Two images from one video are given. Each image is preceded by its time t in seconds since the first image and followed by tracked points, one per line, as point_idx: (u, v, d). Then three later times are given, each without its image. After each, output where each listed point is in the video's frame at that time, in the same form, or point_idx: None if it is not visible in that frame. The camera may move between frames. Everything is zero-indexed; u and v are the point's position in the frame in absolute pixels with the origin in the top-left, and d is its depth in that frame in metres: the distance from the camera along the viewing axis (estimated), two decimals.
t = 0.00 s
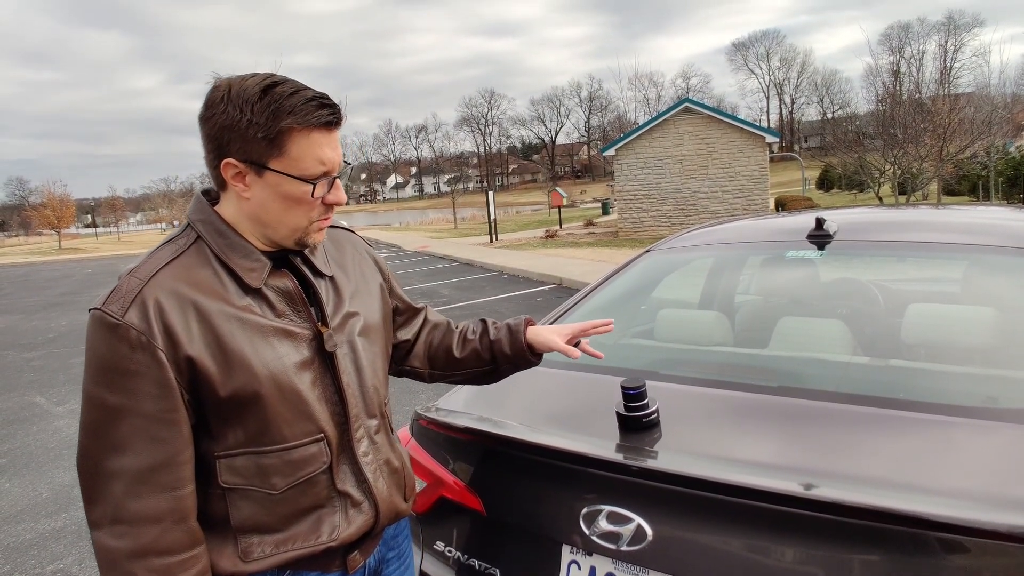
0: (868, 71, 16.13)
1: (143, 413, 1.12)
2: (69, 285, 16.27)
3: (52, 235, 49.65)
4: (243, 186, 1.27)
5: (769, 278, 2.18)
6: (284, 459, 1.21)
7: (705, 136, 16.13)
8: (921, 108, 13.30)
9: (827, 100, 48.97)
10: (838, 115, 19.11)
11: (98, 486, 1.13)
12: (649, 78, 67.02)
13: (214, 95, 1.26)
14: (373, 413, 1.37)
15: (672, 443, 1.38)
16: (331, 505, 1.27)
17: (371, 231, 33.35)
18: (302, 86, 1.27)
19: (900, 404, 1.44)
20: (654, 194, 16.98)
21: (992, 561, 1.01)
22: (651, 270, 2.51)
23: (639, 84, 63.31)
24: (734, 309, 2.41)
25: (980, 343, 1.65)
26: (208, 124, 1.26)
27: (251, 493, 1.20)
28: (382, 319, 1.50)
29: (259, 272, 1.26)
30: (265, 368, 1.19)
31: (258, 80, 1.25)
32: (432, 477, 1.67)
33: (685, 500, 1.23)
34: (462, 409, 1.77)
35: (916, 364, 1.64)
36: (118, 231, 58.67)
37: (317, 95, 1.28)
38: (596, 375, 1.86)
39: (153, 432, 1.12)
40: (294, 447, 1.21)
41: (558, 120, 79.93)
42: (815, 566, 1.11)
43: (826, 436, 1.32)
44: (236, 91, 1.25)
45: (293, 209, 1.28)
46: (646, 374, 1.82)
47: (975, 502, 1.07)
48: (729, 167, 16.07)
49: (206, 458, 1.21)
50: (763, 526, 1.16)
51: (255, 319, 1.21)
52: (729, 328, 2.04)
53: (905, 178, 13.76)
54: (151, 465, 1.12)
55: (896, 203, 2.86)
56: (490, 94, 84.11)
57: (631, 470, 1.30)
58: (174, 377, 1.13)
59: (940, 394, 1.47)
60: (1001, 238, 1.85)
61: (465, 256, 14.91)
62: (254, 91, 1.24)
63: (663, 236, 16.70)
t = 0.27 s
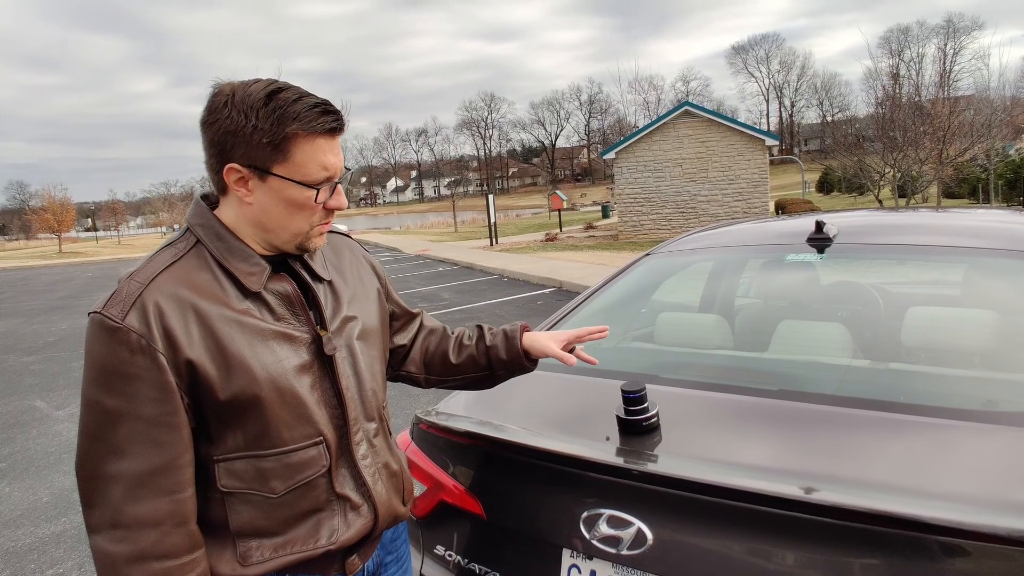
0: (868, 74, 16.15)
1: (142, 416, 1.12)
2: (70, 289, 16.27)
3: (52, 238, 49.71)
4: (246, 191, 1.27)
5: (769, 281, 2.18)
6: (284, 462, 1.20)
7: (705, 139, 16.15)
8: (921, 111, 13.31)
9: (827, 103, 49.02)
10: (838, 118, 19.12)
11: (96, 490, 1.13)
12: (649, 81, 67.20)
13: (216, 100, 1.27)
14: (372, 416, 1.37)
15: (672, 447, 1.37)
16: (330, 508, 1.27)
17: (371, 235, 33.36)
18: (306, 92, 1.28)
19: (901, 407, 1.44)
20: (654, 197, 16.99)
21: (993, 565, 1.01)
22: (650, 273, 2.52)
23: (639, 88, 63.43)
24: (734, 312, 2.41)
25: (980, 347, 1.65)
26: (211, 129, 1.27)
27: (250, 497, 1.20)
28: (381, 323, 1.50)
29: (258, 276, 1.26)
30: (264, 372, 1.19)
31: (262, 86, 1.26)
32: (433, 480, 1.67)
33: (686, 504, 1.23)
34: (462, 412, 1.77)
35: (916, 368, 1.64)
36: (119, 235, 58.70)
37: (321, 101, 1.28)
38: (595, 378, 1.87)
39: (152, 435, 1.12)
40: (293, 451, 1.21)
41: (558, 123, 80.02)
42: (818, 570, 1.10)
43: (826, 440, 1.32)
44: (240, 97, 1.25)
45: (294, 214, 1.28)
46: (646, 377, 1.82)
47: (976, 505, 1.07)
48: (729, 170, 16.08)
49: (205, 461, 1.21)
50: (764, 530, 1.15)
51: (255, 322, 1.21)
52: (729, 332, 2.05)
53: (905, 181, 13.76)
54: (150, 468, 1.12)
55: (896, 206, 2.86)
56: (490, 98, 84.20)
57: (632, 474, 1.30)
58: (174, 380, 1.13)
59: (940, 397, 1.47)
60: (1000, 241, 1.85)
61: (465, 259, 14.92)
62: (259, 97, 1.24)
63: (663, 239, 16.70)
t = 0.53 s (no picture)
0: (868, 75, 16.16)
1: (140, 417, 1.11)
2: (70, 291, 16.26)
3: (52, 240, 49.73)
4: (244, 192, 1.27)
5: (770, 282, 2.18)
6: (282, 463, 1.20)
7: (705, 141, 16.16)
8: (921, 113, 13.31)
9: (826, 104, 49.05)
10: (838, 119, 19.13)
11: (94, 491, 1.13)
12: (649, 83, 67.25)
13: (215, 101, 1.26)
14: (370, 417, 1.37)
15: (673, 449, 1.37)
16: (329, 509, 1.26)
17: (371, 236, 33.34)
18: (304, 93, 1.27)
19: (902, 408, 1.43)
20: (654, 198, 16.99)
21: (996, 567, 1.00)
22: (651, 274, 2.51)
23: (638, 89, 63.48)
24: (734, 314, 2.41)
25: (981, 348, 1.65)
26: (210, 130, 1.26)
27: (249, 498, 1.19)
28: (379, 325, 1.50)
29: (257, 277, 1.26)
30: (263, 372, 1.19)
31: (261, 87, 1.25)
32: (433, 482, 1.66)
33: (686, 506, 1.23)
34: (462, 414, 1.77)
35: (917, 369, 1.64)
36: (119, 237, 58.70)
37: (319, 102, 1.28)
38: (595, 380, 1.86)
39: (151, 436, 1.12)
40: (292, 451, 1.21)
41: (558, 125, 80.08)
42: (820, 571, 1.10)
43: (827, 442, 1.32)
44: (239, 97, 1.25)
45: (293, 215, 1.28)
46: (647, 379, 1.81)
47: (978, 506, 1.07)
48: (729, 172, 16.08)
49: (203, 463, 1.20)
50: (765, 531, 1.15)
51: (254, 323, 1.21)
52: (730, 333, 2.04)
53: (904, 182, 13.76)
54: (149, 469, 1.12)
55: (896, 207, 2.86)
56: (490, 100, 84.23)
57: (633, 476, 1.29)
58: (172, 381, 1.12)
59: (941, 398, 1.47)
60: (1001, 241, 1.85)
61: (465, 261, 14.92)
62: (258, 98, 1.24)
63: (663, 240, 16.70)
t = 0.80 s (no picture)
0: (868, 75, 16.16)
1: (138, 415, 1.11)
2: (70, 292, 16.26)
3: (53, 241, 49.77)
4: (241, 191, 1.27)
5: (771, 282, 2.17)
6: (279, 462, 1.20)
7: (705, 141, 16.16)
8: (921, 112, 13.31)
9: (826, 104, 49.05)
10: (838, 119, 19.13)
11: (92, 490, 1.12)
12: (649, 83, 67.27)
13: (213, 101, 1.26)
14: (368, 417, 1.37)
15: (675, 449, 1.36)
16: (326, 508, 1.26)
17: (371, 236, 33.34)
18: (301, 93, 1.27)
19: (902, 408, 1.43)
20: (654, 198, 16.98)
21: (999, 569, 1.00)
22: (651, 274, 2.51)
23: (638, 89, 63.49)
24: (735, 315, 2.41)
25: (982, 348, 1.64)
26: (206, 129, 1.26)
27: (246, 497, 1.19)
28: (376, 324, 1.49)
29: (254, 275, 1.25)
30: (260, 371, 1.19)
31: (257, 87, 1.25)
32: (433, 483, 1.66)
33: (687, 507, 1.22)
34: (462, 414, 1.76)
35: (919, 369, 1.63)
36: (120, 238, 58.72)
37: (316, 102, 1.28)
38: (596, 380, 1.86)
39: (148, 434, 1.11)
40: (289, 450, 1.20)
41: (558, 125, 80.09)
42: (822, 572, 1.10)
43: (828, 442, 1.31)
44: (236, 97, 1.24)
45: (291, 213, 1.28)
46: (647, 379, 1.81)
47: (980, 507, 1.06)
48: (729, 171, 16.08)
49: (200, 462, 1.20)
50: (766, 531, 1.14)
51: (251, 322, 1.21)
52: (730, 333, 2.04)
53: (905, 182, 13.75)
54: (147, 468, 1.11)
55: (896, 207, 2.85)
56: (490, 100, 84.25)
57: (634, 477, 1.29)
58: (169, 379, 1.12)
59: (942, 398, 1.46)
60: (1001, 241, 1.84)
61: (466, 261, 14.92)
62: (254, 97, 1.23)
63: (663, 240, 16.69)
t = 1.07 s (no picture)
0: (868, 75, 16.14)
1: (135, 413, 1.11)
2: (70, 292, 16.26)
3: (53, 241, 49.76)
4: (240, 190, 1.26)
5: (771, 282, 2.17)
6: (276, 460, 1.19)
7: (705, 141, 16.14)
8: (921, 112, 13.29)
9: (827, 103, 49.07)
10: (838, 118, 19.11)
11: (90, 486, 1.12)
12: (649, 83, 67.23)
13: (211, 101, 1.26)
14: (365, 416, 1.36)
15: (676, 450, 1.36)
16: (322, 507, 1.26)
17: (372, 236, 33.32)
18: (298, 93, 1.27)
19: (903, 408, 1.43)
20: (655, 198, 16.98)
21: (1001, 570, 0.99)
22: (651, 274, 2.50)
23: (638, 89, 63.46)
24: (735, 314, 2.41)
25: (984, 348, 1.64)
26: (205, 129, 1.26)
27: (242, 495, 1.19)
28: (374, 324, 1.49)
29: (252, 275, 1.25)
30: (257, 369, 1.18)
31: (255, 86, 1.25)
32: (433, 483, 1.66)
33: (687, 508, 1.22)
34: (463, 415, 1.76)
35: (920, 369, 1.63)
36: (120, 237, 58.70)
37: (313, 101, 1.27)
38: (596, 380, 1.85)
39: (145, 431, 1.11)
40: (285, 449, 1.20)
41: (558, 125, 80.07)
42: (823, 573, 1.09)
43: (828, 442, 1.31)
44: (234, 97, 1.24)
45: (288, 212, 1.27)
46: (648, 379, 1.81)
47: (982, 508, 1.06)
48: (729, 171, 16.07)
49: (197, 460, 1.19)
50: (766, 532, 1.14)
51: (248, 321, 1.21)
52: (731, 334, 2.03)
53: (905, 181, 13.74)
54: (143, 465, 1.11)
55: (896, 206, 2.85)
56: (490, 100, 84.22)
57: (634, 477, 1.29)
58: (166, 377, 1.11)
59: (943, 398, 1.46)
60: (1002, 241, 1.84)
61: (466, 261, 14.91)
62: (252, 97, 1.23)
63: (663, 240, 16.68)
